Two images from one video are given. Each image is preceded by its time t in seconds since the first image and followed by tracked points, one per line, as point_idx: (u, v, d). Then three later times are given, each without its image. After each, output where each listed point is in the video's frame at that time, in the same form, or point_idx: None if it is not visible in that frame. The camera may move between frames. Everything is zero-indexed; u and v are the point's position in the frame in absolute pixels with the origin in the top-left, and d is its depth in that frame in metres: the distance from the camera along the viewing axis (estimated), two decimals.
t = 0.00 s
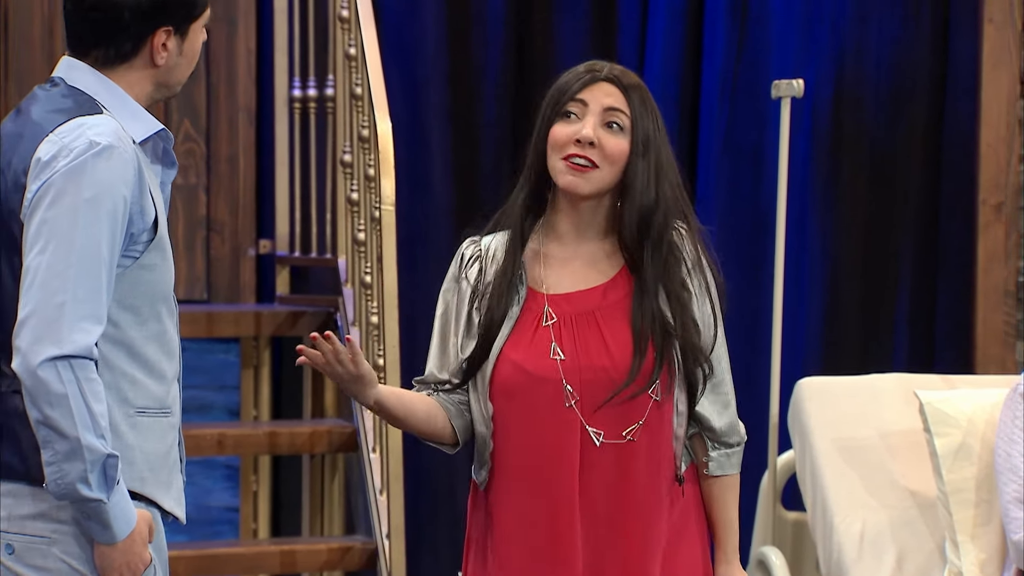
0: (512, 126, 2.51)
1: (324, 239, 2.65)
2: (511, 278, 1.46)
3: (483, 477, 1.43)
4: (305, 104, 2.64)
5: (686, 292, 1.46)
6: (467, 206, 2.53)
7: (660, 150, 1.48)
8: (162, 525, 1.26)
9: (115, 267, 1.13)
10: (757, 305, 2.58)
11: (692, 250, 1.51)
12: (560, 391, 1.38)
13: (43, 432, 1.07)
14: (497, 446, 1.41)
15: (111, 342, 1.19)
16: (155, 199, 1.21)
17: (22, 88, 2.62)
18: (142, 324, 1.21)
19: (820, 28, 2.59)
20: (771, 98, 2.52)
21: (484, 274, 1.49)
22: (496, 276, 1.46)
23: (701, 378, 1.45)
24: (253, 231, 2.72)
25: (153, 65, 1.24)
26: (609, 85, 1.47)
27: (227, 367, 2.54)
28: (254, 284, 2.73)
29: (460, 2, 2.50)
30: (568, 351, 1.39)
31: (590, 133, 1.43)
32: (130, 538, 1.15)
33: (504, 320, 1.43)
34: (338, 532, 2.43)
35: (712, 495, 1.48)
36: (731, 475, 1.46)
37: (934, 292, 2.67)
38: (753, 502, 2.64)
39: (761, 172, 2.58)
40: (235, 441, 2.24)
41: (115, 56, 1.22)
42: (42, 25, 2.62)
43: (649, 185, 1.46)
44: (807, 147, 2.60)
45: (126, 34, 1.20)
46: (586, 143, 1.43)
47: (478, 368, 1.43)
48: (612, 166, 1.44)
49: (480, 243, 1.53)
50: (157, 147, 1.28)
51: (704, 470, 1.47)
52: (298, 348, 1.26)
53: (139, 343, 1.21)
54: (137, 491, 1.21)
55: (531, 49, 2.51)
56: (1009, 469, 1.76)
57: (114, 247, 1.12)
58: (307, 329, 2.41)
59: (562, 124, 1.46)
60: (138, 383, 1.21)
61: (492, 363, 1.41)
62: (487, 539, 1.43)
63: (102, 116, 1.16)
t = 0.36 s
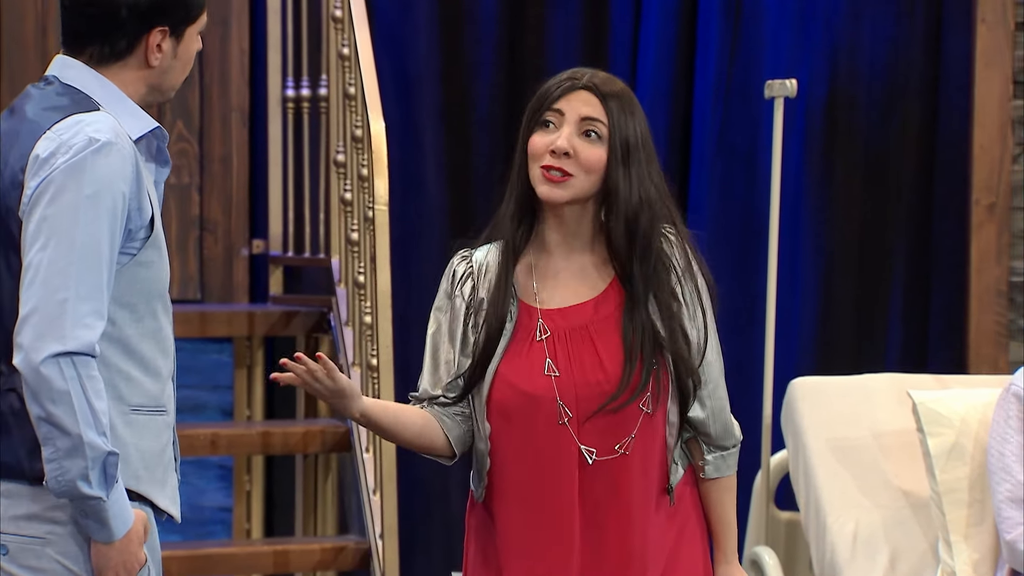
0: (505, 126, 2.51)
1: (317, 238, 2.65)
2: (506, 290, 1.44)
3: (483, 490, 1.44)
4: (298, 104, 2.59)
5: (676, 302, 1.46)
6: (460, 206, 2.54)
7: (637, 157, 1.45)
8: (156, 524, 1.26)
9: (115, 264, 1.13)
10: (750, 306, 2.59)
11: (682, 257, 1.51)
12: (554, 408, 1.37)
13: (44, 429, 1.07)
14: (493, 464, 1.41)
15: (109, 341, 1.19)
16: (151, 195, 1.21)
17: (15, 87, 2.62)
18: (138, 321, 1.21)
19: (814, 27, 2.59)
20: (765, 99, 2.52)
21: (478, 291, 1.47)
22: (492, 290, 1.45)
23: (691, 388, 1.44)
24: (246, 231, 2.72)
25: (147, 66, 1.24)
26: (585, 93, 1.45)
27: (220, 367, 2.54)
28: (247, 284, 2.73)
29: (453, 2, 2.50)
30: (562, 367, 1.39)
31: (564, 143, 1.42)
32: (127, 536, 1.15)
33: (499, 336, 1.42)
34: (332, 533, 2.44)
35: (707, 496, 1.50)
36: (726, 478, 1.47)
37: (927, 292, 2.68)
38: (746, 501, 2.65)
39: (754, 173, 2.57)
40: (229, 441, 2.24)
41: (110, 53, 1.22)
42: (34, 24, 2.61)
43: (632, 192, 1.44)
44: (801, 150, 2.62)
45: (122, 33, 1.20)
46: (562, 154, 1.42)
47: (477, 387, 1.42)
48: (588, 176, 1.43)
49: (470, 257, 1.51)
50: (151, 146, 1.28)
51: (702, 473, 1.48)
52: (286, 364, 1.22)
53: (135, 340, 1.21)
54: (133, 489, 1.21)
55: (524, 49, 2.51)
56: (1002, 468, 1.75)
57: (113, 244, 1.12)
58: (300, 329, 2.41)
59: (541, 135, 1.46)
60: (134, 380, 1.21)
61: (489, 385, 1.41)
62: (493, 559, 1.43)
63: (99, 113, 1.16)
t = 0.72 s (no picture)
0: (501, 125, 2.52)
1: (313, 238, 2.65)
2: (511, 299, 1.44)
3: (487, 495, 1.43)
4: (295, 103, 2.62)
5: (677, 310, 1.46)
6: (457, 205, 2.53)
7: (622, 161, 1.43)
8: (153, 523, 1.26)
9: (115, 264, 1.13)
10: (747, 305, 2.59)
11: (686, 264, 1.50)
12: (558, 416, 1.37)
13: (44, 429, 1.07)
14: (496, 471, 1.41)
15: (107, 341, 1.19)
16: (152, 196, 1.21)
17: (11, 88, 2.62)
18: (138, 321, 1.21)
19: (810, 26, 2.59)
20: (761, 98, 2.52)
21: (485, 297, 1.46)
22: (498, 296, 1.44)
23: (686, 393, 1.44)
24: (243, 231, 2.72)
25: (150, 68, 1.24)
26: (566, 99, 1.43)
27: (217, 367, 2.54)
28: (244, 284, 2.73)
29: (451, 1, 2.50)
30: (568, 374, 1.39)
31: (547, 154, 1.40)
32: (125, 536, 1.15)
33: (505, 345, 1.42)
34: (329, 532, 2.44)
35: (710, 499, 1.48)
36: (725, 480, 1.46)
37: (924, 292, 2.68)
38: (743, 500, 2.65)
39: (750, 171, 2.58)
40: (225, 441, 2.24)
41: (113, 53, 1.21)
42: (30, 23, 2.61)
43: (612, 187, 1.42)
44: (797, 150, 2.61)
45: (126, 32, 1.20)
46: (548, 165, 1.40)
47: (483, 397, 1.41)
48: (575, 184, 1.41)
49: (475, 259, 1.50)
50: (154, 147, 1.27)
51: (701, 476, 1.46)
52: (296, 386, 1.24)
53: (134, 341, 1.21)
54: (130, 489, 1.21)
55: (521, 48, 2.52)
56: (998, 468, 1.75)
57: (114, 245, 1.11)
58: (297, 328, 2.41)
59: (528, 148, 1.44)
60: (133, 381, 1.21)
61: (495, 392, 1.40)
62: (495, 563, 1.42)
63: (101, 113, 1.16)
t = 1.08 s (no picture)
0: (499, 125, 2.52)
1: (310, 237, 2.65)
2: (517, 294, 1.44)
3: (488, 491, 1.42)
4: (292, 102, 2.64)
5: (681, 309, 1.46)
6: (455, 205, 2.54)
7: (622, 167, 1.42)
8: (147, 523, 1.26)
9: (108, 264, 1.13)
10: (745, 305, 2.59)
11: (691, 262, 1.50)
12: (563, 413, 1.38)
13: (35, 429, 1.07)
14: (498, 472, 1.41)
15: (100, 341, 1.19)
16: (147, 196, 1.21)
17: (8, 87, 2.62)
18: (132, 322, 1.21)
19: (808, 26, 2.59)
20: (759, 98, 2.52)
21: (490, 292, 1.45)
22: (503, 292, 1.43)
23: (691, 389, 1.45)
24: (240, 230, 2.72)
25: (149, 70, 1.24)
26: (564, 106, 1.42)
27: (213, 366, 2.55)
28: (241, 283, 2.73)
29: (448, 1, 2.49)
30: (572, 372, 1.39)
31: (545, 163, 1.40)
32: (117, 536, 1.14)
33: (509, 344, 1.41)
34: (326, 532, 2.44)
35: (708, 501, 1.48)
36: (725, 481, 1.46)
37: (922, 292, 2.68)
38: (741, 500, 2.65)
39: (747, 170, 2.58)
40: (222, 440, 2.24)
41: (112, 53, 1.21)
42: (27, 22, 2.61)
43: (614, 194, 1.42)
44: (795, 149, 2.61)
45: (126, 32, 1.20)
46: (545, 174, 1.41)
47: (485, 395, 1.40)
48: (574, 192, 1.41)
49: (477, 255, 1.49)
50: (153, 148, 1.27)
51: (702, 477, 1.46)
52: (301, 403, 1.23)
53: (128, 342, 1.21)
54: (124, 490, 1.21)
55: (518, 48, 2.52)
56: (995, 468, 1.75)
57: (106, 245, 1.11)
58: (294, 328, 2.42)
59: (528, 154, 1.45)
60: (127, 382, 1.21)
61: (499, 390, 1.40)
62: (491, 562, 1.42)
63: (97, 113, 1.16)
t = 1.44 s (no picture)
0: (495, 125, 2.51)
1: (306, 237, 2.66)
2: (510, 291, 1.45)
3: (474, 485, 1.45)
4: (288, 103, 2.60)
5: (671, 312, 1.45)
6: (450, 204, 2.53)
7: (590, 180, 1.40)
8: (139, 523, 1.26)
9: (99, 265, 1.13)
10: (740, 305, 2.59)
11: (688, 263, 1.48)
12: (554, 409, 1.40)
13: (25, 429, 1.07)
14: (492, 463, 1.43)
15: (91, 341, 1.18)
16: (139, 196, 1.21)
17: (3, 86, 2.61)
18: (123, 323, 1.21)
19: (804, 26, 2.59)
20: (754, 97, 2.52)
21: (484, 288, 1.45)
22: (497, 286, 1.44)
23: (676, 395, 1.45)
24: (236, 230, 2.72)
25: (143, 70, 1.24)
26: (534, 119, 1.41)
27: (209, 365, 2.56)
28: (237, 283, 2.73)
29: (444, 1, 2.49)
30: (565, 368, 1.41)
31: (513, 178, 1.41)
32: (109, 537, 1.14)
33: (501, 341, 1.42)
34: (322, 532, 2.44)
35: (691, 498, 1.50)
36: (712, 482, 1.48)
37: (917, 293, 2.68)
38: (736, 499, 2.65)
39: (744, 169, 2.57)
40: (218, 440, 2.23)
41: (106, 53, 1.21)
42: (23, 22, 2.61)
43: (578, 212, 1.40)
44: (791, 147, 2.62)
45: (121, 32, 1.20)
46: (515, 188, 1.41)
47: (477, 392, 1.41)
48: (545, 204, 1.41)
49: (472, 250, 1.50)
50: (146, 148, 1.27)
51: (690, 477, 1.48)
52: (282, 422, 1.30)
53: (120, 343, 1.21)
54: (116, 490, 1.21)
55: (514, 48, 2.52)
56: (991, 467, 1.75)
57: (97, 245, 1.11)
58: (290, 328, 2.42)
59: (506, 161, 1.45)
60: (120, 383, 1.21)
61: (491, 387, 1.41)
62: (478, 549, 1.44)
63: (89, 113, 1.16)
